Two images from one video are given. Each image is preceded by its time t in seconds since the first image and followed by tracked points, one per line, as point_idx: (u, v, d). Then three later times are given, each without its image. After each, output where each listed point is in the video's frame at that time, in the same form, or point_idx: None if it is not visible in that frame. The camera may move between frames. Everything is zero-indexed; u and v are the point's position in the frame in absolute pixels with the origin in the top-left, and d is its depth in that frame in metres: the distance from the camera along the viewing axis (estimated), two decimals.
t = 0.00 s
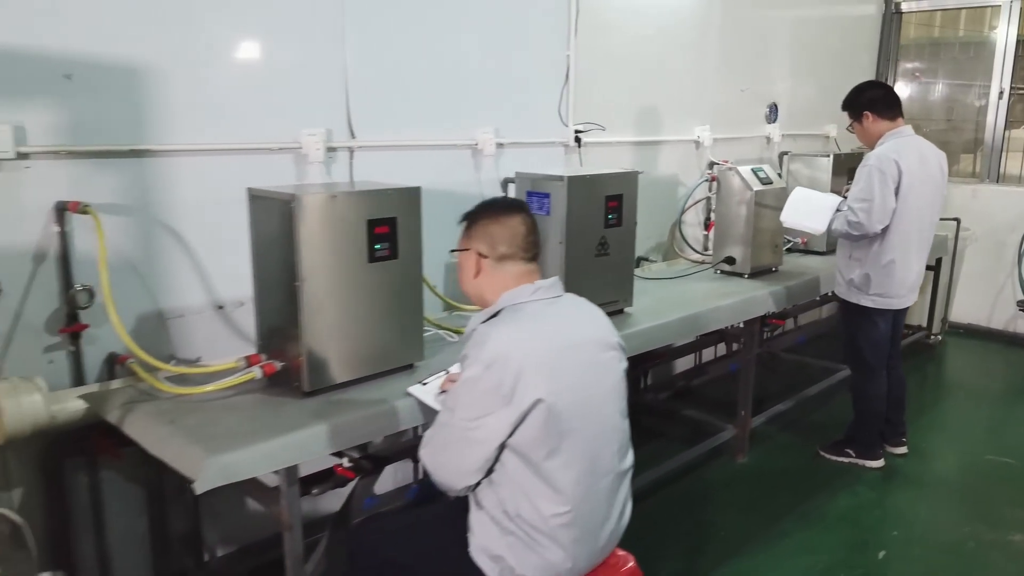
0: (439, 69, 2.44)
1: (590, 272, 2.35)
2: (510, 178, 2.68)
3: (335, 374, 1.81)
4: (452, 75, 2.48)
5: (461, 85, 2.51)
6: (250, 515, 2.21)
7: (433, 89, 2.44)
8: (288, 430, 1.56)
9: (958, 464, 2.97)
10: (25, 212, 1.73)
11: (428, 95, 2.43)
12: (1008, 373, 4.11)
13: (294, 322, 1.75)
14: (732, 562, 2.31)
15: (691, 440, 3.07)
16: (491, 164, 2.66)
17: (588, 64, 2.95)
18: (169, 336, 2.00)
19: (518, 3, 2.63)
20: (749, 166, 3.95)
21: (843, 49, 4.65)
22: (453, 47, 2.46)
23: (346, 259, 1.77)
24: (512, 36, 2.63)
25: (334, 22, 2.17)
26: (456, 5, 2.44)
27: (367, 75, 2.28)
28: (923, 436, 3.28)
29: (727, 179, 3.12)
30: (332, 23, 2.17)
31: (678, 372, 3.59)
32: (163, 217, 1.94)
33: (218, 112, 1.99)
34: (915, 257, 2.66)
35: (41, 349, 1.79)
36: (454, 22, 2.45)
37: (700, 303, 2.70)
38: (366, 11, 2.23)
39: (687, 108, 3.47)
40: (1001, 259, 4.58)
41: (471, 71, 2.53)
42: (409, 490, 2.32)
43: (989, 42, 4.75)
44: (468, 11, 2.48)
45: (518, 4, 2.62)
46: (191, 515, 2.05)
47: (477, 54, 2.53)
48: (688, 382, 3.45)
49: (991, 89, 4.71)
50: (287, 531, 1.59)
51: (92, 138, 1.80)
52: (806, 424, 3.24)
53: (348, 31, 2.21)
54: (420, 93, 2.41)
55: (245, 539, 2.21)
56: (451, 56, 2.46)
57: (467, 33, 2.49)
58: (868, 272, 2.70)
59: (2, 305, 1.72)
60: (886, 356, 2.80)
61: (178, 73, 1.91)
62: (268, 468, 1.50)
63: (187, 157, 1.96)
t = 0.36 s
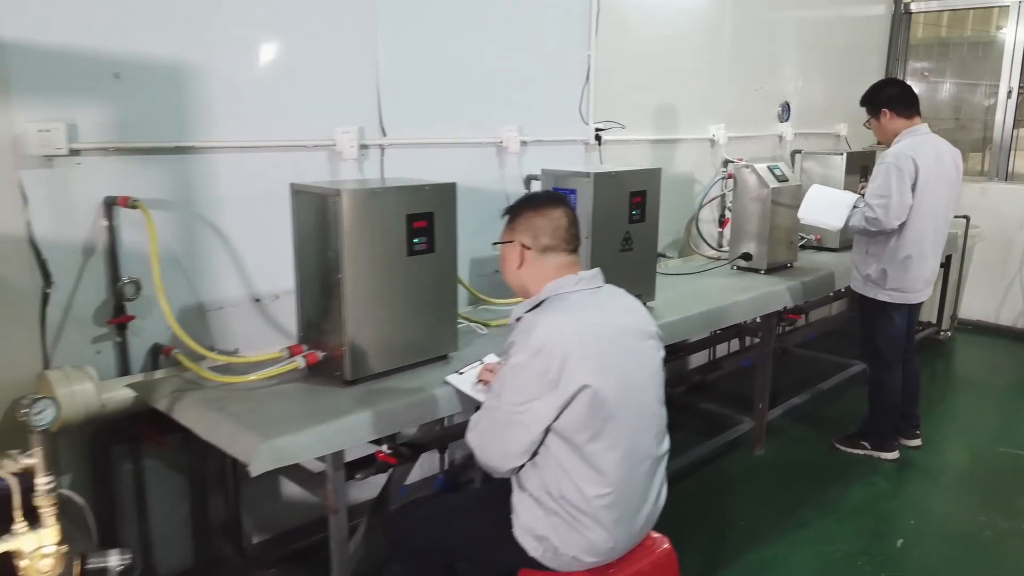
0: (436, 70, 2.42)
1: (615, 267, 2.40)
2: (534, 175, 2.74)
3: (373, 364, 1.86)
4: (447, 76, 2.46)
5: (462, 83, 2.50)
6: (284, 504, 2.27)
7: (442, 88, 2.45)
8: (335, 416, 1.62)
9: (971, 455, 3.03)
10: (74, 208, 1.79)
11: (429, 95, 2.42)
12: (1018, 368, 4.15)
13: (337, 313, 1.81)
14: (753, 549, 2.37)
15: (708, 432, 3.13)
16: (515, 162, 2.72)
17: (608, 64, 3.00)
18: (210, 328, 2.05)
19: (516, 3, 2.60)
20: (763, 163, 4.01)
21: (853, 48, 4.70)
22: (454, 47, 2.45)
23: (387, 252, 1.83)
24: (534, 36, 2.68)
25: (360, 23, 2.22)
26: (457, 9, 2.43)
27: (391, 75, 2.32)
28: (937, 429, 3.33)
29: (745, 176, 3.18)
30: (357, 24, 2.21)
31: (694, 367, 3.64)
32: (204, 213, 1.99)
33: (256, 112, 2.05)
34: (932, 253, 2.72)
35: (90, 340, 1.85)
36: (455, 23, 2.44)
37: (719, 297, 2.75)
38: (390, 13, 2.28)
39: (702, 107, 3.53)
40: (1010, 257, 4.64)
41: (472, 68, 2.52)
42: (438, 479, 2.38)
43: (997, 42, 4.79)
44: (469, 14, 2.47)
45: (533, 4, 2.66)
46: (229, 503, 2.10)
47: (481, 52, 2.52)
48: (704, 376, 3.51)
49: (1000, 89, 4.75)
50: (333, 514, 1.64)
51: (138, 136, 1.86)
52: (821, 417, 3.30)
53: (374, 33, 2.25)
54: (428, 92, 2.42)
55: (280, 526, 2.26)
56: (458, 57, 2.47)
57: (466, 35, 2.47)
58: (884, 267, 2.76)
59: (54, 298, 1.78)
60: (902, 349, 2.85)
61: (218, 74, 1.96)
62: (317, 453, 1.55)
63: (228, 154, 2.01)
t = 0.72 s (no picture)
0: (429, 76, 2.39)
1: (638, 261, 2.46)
2: (556, 172, 2.80)
3: (410, 354, 1.92)
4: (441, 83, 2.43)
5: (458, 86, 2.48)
6: (317, 493, 2.32)
7: (467, 87, 2.50)
8: (378, 403, 1.67)
9: (984, 447, 3.08)
10: (121, 201, 1.84)
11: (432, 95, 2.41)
12: None
13: (377, 304, 1.87)
14: (773, 538, 2.42)
15: (725, 425, 3.18)
16: (538, 159, 2.77)
17: (627, 63, 3.06)
18: (249, 320, 2.11)
19: (531, 3, 2.63)
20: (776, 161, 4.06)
21: (863, 47, 4.76)
22: (454, 47, 2.44)
23: (426, 245, 1.88)
24: (557, 36, 2.74)
25: (386, 23, 2.26)
26: (458, 8, 2.42)
27: (416, 73, 2.36)
28: (949, 422, 3.39)
29: (761, 173, 3.23)
30: (383, 24, 2.25)
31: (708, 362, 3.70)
32: (243, 207, 2.05)
33: (293, 109, 2.11)
34: (945, 247, 2.77)
35: (134, 330, 1.91)
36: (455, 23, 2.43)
37: (738, 291, 2.81)
38: (415, 14, 2.32)
39: (717, 105, 3.59)
40: (1018, 254, 4.69)
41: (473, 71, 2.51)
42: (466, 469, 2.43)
43: (1005, 41, 4.84)
44: (469, 14, 2.46)
45: (555, 4, 2.71)
46: (266, 491, 2.13)
47: (482, 51, 2.52)
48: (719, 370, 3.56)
49: (1008, 88, 4.79)
50: (375, 498, 1.69)
51: (181, 132, 1.91)
52: (834, 410, 3.36)
53: (400, 32, 2.30)
54: (455, 91, 2.47)
55: (314, 513, 2.32)
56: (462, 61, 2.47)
57: (466, 35, 2.46)
58: (899, 262, 2.81)
59: (101, 289, 1.84)
60: (916, 343, 2.91)
61: (256, 72, 2.02)
62: (363, 438, 1.60)
63: (267, 151, 2.07)
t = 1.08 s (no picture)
0: (420, 79, 2.35)
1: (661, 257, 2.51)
2: (578, 169, 2.85)
3: (445, 345, 1.97)
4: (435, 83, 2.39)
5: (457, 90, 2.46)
6: (347, 484, 2.37)
7: (493, 87, 2.56)
8: (419, 392, 1.72)
9: (997, 440, 3.13)
10: (165, 197, 1.89)
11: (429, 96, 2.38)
12: None
13: (413, 297, 1.92)
14: (794, 528, 2.47)
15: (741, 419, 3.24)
16: (561, 156, 2.82)
17: (645, 62, 3.10)
18: (284, 314, 2.16)
19: (553, 4, 2.68)
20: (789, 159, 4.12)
21: (872, 47, 4.81)
22: (472, 47, 2.47)
23: (460, 239, 1.94)
24: (579, 36, 2.79)
25: (413, 23, 2.30)
26: (472, 8, 2.44)
27: (442, 72, 2.41)
28: (962, 416, 3.43)
29: (777, 170, 3.28)
30: (409, 24, 2.29)
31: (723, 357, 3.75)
32: (279, 203, 2.10)
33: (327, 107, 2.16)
34: (959, 244, 2.81)
35: (175, 323, 1.96)
36: (469, 22, 2.44)
37: (756, 287, 2.86)
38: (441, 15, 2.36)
39: (732, 104, 3.64)
40: None
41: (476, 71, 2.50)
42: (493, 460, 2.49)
43: (1013, 41, 4.89)
44: (481, 14, 2.47)
45: (577, 5, 2.76)
46: (300, 480, 2.17)
47: (501, 51, 2.55)
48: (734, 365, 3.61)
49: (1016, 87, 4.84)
50: (414, 485, 1.74)
51: (222, 130, 1.96)
52: (848, 404, 3.41)
53: (430, 33, 2.35)
54: (481, 91, 2.53)
55: (341, 503, 2.35)
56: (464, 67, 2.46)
57: (473, 34, 2.46)
58: (913, 258, 2.86)
59: (145, 282, 1.89)
60: (930, 338, 2.96)
61: (295, 72, 2.07)
62: (405, 426, 1.65)
63: (302, 148, 2.12)
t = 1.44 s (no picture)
0: (420, 79, 2.33)
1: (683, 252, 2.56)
2: (598, 167, 2.90)
3: (477, 337, 2.02)
4: (434, 82, 2.37)
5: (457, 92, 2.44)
6: (377, 475, 2.42)
7: (517, 86, 2.61)
8: (456, 381, 1.77)
9: (1010, 433, 3.17)
10: (206, 192, 1.94)
11: (429, 95, 2.36)
12: None
13: (448, 290, 1.97)
14: (813, 518, 2.52)
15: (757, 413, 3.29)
16: (582, 153, 2.88)
17: (663, 61, 3.15)
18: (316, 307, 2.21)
19: (575, 5, 2.73)
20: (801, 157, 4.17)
21: (882, 46, 4.86)
22: (497, 46, 2.52)
23: (493, 234, 1.99)
24: (600, 36, 2.84)
25: (437, 24, 2.34)
26: (497, 9, 2.49)
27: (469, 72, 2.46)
28: (974, 410, 3.48)
29: (792, 168, 3.33)
30: (437, 24, 2.34)
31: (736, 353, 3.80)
32: (314, 199, 2.15)
33: (360, 105, 2.21)
34: (973, 240, 2.86)
35: (214, 315, 2.01)
36: (498, 23, 2.50)
37: (774, 282, 2.91)
38: (463, 16, 2.40)
39: (746, 102, 3.69)
40: None
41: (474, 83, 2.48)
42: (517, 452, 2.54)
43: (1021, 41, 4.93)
44: (506, 14, 2.52)
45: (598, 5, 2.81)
46: (331, 472, 2.24)
47: (524, 50, 2.60)
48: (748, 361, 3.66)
49: None
50: (451, 472, 1.80)
51: (260, 126, 2.01)
52: (862, 399, 3.46)
53: (457, 32, 2.40)
54: (506, 90, 2.58)
55: (370, 493, 2.41)
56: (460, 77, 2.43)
57: (498, 33, 2.51)
58: (927, 254, 2.90)
59: (185, 276, 1.94)
60: (944, 332, 3.01)
61: (330, 71, 2.13)
62: (444, 413, 1.70)
63: (337, 144, 2.17)
